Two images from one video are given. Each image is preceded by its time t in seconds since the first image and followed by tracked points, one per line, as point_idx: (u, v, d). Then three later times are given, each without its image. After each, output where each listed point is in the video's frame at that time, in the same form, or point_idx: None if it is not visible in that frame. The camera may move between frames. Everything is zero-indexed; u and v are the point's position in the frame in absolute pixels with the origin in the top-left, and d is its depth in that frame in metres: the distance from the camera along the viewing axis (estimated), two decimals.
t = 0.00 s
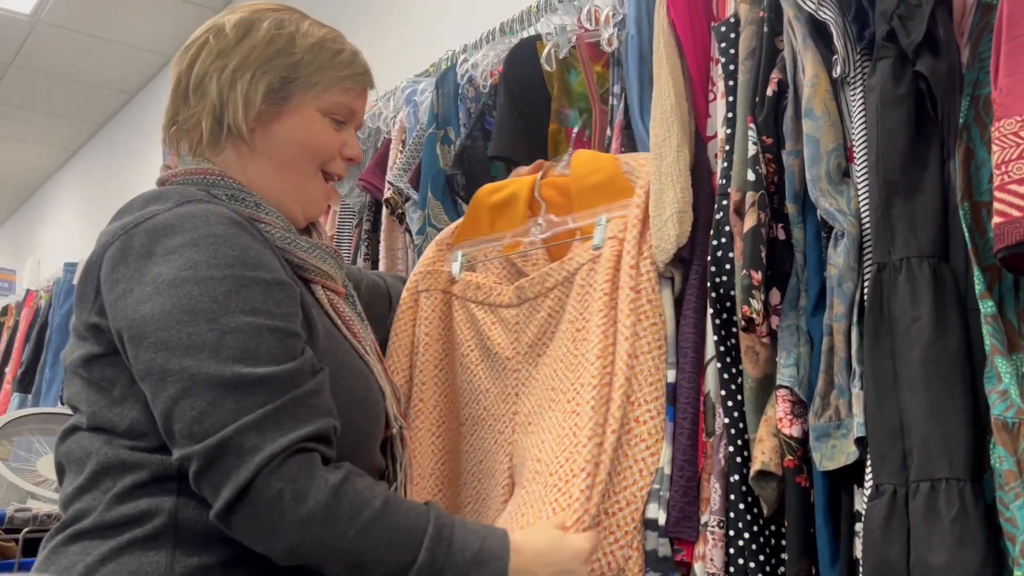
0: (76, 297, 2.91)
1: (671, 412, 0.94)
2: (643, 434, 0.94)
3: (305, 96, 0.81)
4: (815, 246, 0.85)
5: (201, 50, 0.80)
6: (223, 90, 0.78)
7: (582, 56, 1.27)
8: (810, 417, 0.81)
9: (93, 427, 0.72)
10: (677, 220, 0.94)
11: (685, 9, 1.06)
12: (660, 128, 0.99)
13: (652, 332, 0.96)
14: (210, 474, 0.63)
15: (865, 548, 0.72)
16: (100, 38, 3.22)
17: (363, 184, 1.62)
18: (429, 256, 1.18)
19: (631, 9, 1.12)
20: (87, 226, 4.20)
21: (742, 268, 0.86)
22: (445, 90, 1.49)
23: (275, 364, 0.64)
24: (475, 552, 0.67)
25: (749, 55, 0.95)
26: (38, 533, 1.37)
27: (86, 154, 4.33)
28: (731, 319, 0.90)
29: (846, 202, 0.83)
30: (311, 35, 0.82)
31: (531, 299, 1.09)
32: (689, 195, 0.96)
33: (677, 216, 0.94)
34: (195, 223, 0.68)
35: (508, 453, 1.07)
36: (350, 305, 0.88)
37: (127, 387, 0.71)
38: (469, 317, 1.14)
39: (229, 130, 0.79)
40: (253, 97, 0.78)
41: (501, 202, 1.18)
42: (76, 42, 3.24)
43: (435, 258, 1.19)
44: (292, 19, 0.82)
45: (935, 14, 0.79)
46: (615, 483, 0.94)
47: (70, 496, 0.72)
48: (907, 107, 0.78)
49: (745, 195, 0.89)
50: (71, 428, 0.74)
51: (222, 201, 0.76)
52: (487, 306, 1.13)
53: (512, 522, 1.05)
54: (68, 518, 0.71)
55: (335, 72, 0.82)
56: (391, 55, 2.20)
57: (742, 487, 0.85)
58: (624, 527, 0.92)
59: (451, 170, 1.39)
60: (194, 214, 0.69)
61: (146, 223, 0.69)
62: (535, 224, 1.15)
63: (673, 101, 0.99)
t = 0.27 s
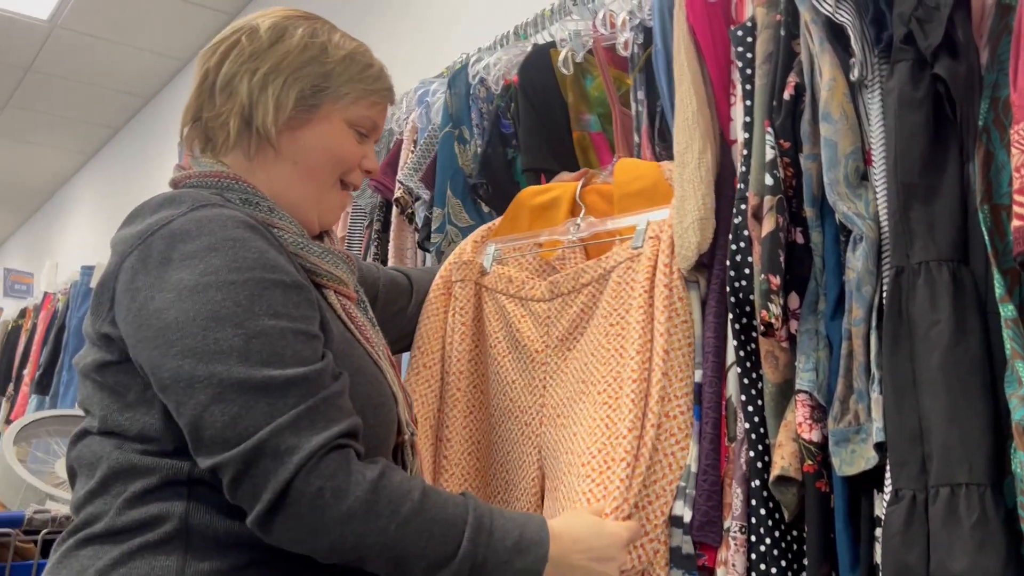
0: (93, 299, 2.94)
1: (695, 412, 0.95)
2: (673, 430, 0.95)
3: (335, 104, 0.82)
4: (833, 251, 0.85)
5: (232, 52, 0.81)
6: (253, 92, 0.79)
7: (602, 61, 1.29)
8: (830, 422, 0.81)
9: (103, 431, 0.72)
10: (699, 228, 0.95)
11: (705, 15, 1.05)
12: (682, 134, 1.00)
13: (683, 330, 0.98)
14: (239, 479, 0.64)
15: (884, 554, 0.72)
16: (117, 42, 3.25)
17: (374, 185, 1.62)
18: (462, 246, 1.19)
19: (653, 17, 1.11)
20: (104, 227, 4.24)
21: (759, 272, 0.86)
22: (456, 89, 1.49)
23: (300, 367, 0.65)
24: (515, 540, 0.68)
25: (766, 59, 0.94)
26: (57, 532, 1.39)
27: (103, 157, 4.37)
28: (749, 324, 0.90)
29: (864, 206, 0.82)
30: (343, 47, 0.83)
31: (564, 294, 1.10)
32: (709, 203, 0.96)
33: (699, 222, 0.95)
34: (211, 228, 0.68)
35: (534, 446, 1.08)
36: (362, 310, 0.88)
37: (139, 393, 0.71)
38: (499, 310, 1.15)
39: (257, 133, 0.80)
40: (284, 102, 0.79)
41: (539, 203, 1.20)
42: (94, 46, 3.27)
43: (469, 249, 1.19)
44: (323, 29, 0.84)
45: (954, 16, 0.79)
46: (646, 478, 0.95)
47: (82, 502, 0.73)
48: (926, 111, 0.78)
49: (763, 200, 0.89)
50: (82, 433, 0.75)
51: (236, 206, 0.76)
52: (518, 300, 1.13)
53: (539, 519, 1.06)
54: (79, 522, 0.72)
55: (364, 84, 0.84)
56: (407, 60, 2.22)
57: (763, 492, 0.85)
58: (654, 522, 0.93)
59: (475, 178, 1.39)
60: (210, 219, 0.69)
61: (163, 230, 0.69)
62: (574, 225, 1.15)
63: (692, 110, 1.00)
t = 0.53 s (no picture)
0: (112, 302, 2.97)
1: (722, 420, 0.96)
2: (699, 437, 0.96)
3: (352, 104, 0.83)
4: (851, 255, 0.85)
5: (246, 59, 0.81)
6: (272, 98, 0.79)
7: (619, 64, 1.29)
8: (848, 427, 0.81)
9: (120, 430, 0.73)
10: (722, 233, 0.95)
11: (725, 23, 1.05)
12: (704, 138, 1.00)
13: (707, 336, 0.98)
14: (256, 478, 0.65)
15: (902, 559, 0.72)
16: (134, 47, 3.28)
17: (389, 186, 1.63)
18: (482, 249, 1.19)
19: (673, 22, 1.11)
20: (121, 230, 4.28)
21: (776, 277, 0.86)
22: (472, 93, 1.49)
23: (318, 367, 0.66)
24: (533, 541, 0.68)
25: (783, 64, 0.94)
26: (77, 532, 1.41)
27: (120, 160, 4.41)
28: (769, 329, 0.90)
29: (882, 210, 0.82)
30: (353, 46, 0.85)
31: (583, 298, 1.10)
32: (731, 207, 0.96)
33: (722, 228, 0.95)
34: (228, 230, 0.69)
35: (552, 449, 1.09)
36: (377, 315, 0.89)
37: (157, 392, 0.72)
38: (518, 314, 1.15)
39: (279, 137, 0.81)
40: (303, 105, 0.80)
41: (560, 208, 1.21)
42: (112, 52, 3.31)
43: (488, 252, 1.19)
44: (331, 28, 0.85)
45: (971, 19, 0.78)
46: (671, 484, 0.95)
47: (96, 501, 0.74)
48: (943, 114, 0.77)
49: (780, 204, 0.89)
50: (97, 432, 0.76)
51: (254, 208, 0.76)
52: (537, 304, 1.14)
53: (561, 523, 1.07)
54: (93, 520, 0.73)
55: (377, 82, 0.85)
56: (421, 64, 2.23)
57: (783, 496, 0.85)
58: (679, 529, 0.94)
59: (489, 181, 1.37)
60: (228, 221, 0.70)
61: (182, 232, 0.70)
62: (593, 231, 1.16)
63: (711, 114, 1.00)
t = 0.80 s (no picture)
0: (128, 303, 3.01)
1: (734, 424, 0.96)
2: (711, 445, 0.96)
3: (353, 99, 0.85)
4: (858, 258, 0.86)
5: (243, 65, 0.83)
6: (275, 102, 0.81)
7: (628, 67, 1.30)
8: (855, 428, 0.81)
9: (136, 428, 0.75)
10: (729, 234, 0.95)
11: (733, 24, 1.06)
12: (709, 139, 1.01)
13: (716, 344, 0.98)
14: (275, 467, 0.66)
15: (907, 559, 0.72)
16: (149, 51, 3.31)
17: (402, 189, 1.64)
18: (484, 261, 1.21)
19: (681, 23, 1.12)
20: (137, 232, 4.33)
21: (785, 280, 0.86)
22: (482, 97, 1.51)
23: (331, 360, 0.67)
24: (544, 537, 0.69)
25: (791, 66, 0.95)
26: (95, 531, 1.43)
27: (136, 163, 4.46)
28: (778, 331, 0.91)
29: (889, 213, 0.83)
30: (346, 42, 0.86)
31: (590, 307, 1.11)
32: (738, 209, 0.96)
33: (728, 229, 0.95)
34: (242, 228, 0.71)
35: (564, 459, 1.10)
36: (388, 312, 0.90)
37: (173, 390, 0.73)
38: (525, 324, 1.16)
39: (285, 138, 0.82)
40: (306, 104, 0.82)
41: (560, 214, 1.21)
42: (128, 56, 3.35)
43: (490, 263, 1.20)
44: (324, 29, 0.86)
45: (977, 22, 0.79)
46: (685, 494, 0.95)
47: (111, 500, 0.75)
48: (949, 117, 0.78)
49: (788, 207, 0.89)
50: (113, 432, 0.78)
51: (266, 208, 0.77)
52: (543, 313, 1.15)
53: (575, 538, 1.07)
54: (108, 518, 0.75)
55: (373, 75, 0.86)
56: (433, 68, 2.25)
57: (792, 497, 0.86)
58: (695, 537, 0.94)
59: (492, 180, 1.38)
60: (241, 219, 0.72)
61: (196, 232, 0.72)
62: (596, 237, 1.17)
63: (717, 117, 1.01)
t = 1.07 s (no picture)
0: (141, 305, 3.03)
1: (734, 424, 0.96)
2: (712, 446, 0.96)
3: (354, 99, 0.85)
4: (866, 255, 0.85)
5: (244, 70, 0.84)
6: (275, 104, 0.82)
7: (632, 66, 1.30)
8: (863, 427, 0.81)
9: (153, 430, 0.76)
10: (729, 232, 0.95)
11: (738, 24, 1.07)
12: (711, 137, 1.01)
13: (716, 345, 0.98)
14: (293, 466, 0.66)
15: (917, 559, 0.72)
16: (161, 54, 3.34)
17: (414, 194, 1.66)
18: (486, 265, 1.21)
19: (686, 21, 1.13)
20: (150, 234, 4.36)
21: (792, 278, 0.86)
22: (491, 99, 1.52)
23: (347, 358, 0.68)
24: (560, 536, 0.69)
25: (799, 64, 0.95)
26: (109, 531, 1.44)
27: (149, 165, 4.49)
28: (784, 329, 0.91)
29: (897, 211, 0.82)
30: (346, 42, 0.87)
31: (593, 310, 1.12)
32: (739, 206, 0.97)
33: (728, 227, 0.95)
34: (257, 229, 0.72)
35: (570, 463, 1.10)
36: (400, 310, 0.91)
37: (190, 391, 0.74)
38: (530, 328, 1.16)
39: (288, 141, 0.82)
40: (307, 105, 0.82)
41: (563, 216, 1.22)
42: (140, 59, 3.38)
43: (493, 267, 1.21)
44: (323, 29, 0.87)
45: (987, 20, 0.78)
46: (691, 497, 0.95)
47: (129, 500, 0.76)
48: (958, 116, 0.78)
49: (796, 205, 0.89)
50: (130, 433, 0.78)
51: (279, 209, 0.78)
52: (547, 317, 1.15)
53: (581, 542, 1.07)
54: (126, 518, 0.75)
55: (375, 74, 0.87)
56: (443, 69, 2.25)
57: (797, 497, 0.86)
58: (701, 539, 0.94)
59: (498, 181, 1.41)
60: (256, 220, 0.73)
61: (213, 232, 0.73)
62: (597, 239, 1.18)
63: (719, 113, 1.02)
